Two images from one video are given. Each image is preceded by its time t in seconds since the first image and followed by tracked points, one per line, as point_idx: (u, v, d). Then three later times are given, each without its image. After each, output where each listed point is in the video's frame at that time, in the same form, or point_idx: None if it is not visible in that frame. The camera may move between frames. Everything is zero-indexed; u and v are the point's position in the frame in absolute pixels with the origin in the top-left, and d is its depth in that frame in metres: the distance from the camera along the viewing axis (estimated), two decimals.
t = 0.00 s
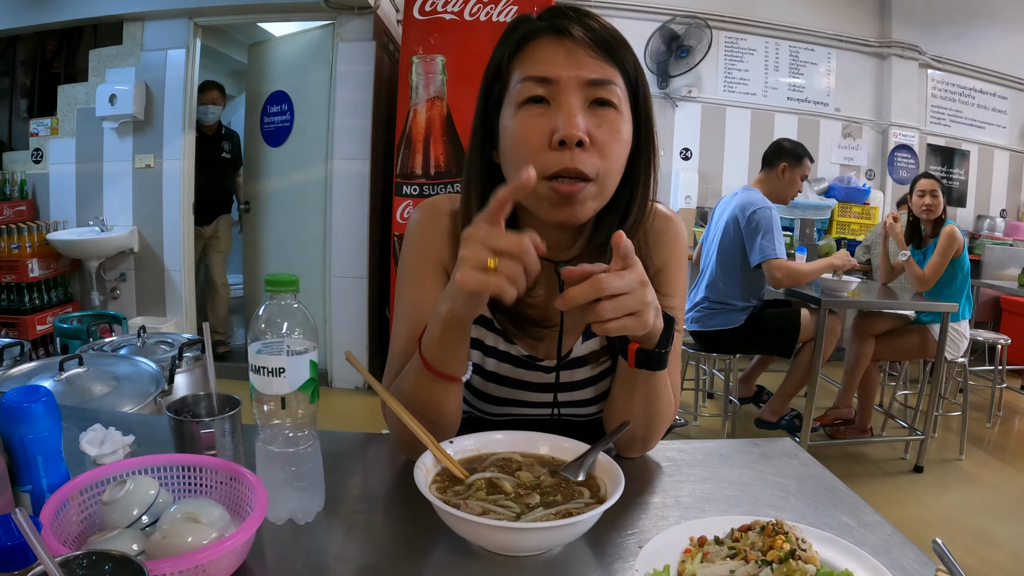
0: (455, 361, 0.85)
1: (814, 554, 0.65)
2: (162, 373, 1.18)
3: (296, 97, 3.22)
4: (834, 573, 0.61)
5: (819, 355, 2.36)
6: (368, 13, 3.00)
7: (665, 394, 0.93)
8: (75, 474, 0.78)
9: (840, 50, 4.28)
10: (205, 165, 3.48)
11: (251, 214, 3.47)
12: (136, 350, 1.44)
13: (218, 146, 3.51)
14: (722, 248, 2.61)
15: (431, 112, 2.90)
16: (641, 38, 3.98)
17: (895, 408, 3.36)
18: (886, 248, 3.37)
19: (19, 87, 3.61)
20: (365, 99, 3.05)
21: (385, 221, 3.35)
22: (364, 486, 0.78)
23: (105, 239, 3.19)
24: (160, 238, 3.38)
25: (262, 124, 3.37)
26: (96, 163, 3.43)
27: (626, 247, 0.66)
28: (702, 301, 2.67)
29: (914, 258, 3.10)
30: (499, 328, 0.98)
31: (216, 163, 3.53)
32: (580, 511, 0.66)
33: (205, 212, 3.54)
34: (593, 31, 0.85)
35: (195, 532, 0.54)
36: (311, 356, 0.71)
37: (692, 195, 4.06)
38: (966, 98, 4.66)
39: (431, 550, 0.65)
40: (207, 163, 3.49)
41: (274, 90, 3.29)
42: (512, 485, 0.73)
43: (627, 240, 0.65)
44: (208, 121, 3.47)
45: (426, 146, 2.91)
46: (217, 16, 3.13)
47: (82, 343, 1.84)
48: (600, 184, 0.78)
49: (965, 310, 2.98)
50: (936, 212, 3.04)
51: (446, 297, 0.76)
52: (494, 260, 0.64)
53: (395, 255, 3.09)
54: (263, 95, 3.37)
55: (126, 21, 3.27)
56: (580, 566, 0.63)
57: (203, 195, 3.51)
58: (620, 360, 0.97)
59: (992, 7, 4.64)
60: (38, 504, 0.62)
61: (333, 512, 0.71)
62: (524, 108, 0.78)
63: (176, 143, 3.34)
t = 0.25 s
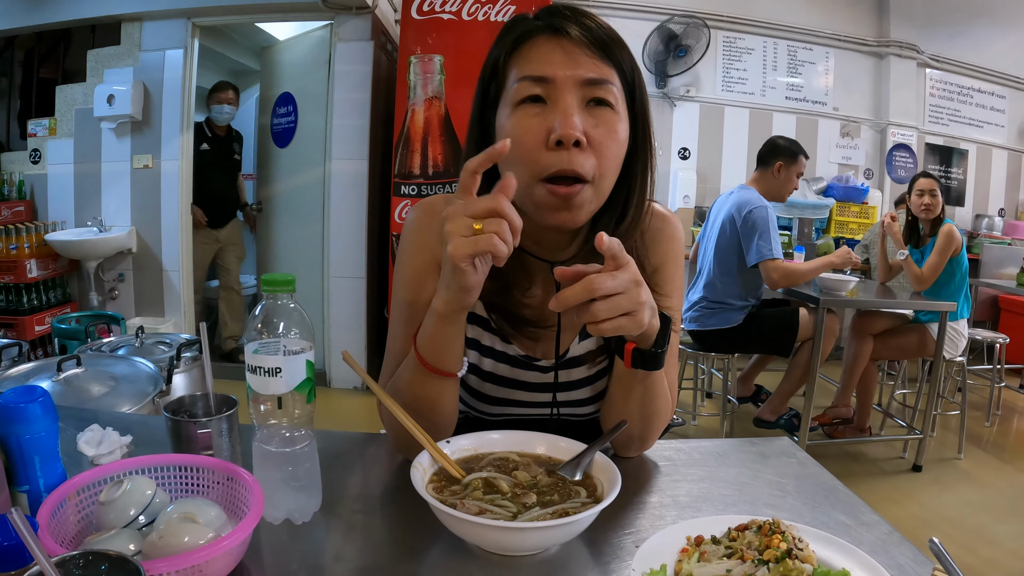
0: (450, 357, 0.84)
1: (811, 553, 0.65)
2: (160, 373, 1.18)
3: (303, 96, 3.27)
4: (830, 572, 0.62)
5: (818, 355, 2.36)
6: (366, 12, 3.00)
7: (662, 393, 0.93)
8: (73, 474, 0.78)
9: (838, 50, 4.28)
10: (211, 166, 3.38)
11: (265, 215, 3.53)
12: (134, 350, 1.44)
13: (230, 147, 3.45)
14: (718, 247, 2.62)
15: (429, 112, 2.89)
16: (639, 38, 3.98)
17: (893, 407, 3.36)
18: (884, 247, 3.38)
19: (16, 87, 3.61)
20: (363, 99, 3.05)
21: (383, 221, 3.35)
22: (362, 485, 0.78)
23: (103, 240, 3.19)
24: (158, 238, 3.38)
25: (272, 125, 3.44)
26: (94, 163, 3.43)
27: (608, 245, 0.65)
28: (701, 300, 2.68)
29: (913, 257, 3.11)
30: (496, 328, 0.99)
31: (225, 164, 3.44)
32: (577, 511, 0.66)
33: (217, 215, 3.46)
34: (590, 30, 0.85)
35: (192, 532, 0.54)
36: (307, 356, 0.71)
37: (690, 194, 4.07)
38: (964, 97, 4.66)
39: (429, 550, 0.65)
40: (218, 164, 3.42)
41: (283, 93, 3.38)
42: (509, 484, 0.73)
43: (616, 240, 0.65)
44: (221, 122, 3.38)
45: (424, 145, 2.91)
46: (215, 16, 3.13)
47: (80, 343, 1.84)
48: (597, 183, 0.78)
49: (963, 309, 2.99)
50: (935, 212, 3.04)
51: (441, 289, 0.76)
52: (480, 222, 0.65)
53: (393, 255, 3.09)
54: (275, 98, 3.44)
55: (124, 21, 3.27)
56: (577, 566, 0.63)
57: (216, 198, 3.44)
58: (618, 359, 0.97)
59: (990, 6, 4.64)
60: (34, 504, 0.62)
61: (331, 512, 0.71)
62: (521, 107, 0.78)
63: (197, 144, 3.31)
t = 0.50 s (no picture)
0: (450, 358, 0.85)
1: (811, 553, 0.65)
2: (159, 373, 1.18)
3: (304, 96, 3.29)
4: (831, 572, 0.62)
5: (818, 355, 2.36)
6: (366, 12, 3.00)
7: (662, 393, 0.93)
8: (72, 475, 0.78)
9: (838, 49, 4.28)
10: (219, 165, 3.44)
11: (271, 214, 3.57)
12: (133, 349, 1.44)
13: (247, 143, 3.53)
14: (717, 247, 2.62)
15: (429, 111, 2.89)
16: (639, 37, 3.98)
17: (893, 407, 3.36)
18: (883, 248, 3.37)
19: (16, 87, 3.61)
20: (363, 98, 3.05)
21: (383, 220, 3.36)
22: (362, 485, 0.78)
23: (103, 239, 3.19)
24: (157, 238, 3.38)
25: (276, 125, 3.47)
26: (94, 163, 3.43)
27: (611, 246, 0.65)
28: (700, 301, 2.68)
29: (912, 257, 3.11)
30: (497, 328, 0.99)
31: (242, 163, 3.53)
32: (577, 511, 0.66)
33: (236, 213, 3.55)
34: (588, 32, 0.84)
35: (192, 532, 0.54)
36: (307, 356, 0.71)
37: (690, 194, 4.07)
38: (964, 97, 4.67)
39: (429, 550, 0.65)
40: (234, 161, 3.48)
41: (286, 93, 3.40)
42: (509, 484, 0.73)
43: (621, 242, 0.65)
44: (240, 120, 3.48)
45: (424, 145, 2.91)
46: (215, 16, 3.13)
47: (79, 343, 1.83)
48: (596, 190, 0.78)
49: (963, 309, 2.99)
50: (930, 213, 3.05)
51: (440, 292, 0.77)
52: (482, 234, 0.64)
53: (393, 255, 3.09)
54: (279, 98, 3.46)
55: (124, 21, 3.27)
56: (577, 566, 0.63)
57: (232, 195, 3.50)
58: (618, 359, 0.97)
59: (991, 6, 4.63)
60: (34, 504, 0.62)
61: (330, 512, 0.71)
62: (520, 113, 0.79)
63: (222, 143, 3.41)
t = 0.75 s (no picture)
0: (437, 357, 0.86)
1: (807, 551, 0.65)
2: (157, 372, 1.18)
3: (302, 96, 3.29)
4: (827, 570, 0.62)
5: (815, 353, 2.37)
6: (363, 11, 3.00)
7: (660, 391, 0.93)
8: (70, 474, 0.78)
9: (836, 48, 4.28)
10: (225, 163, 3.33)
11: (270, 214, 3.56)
12: (131, 349, 1.44)
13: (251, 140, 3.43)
14: (714, 246, 2.62)
15: (427, 110, 2.88)
16: (637, 36, 3.98)
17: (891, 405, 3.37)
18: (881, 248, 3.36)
19: (12, 86, 3.60)
20: (362, 97, 3.05)
21: (382, 220, 3.36)
22: (360, 484, 0.78)
23: (101, 239, 3.19)
24: (155, 238, 3.38)
25: (275, 124, 3.47)
26: (91, 162, 3.43)
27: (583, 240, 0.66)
28: (697, 299, 2.67)
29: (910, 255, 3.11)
30: (494, 326, 0.98)
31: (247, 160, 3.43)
32: (573, 509, 0.66)
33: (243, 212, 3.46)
34: (582, 27, 0.85)
35: (187, 530, 0.54)
36: (303, 354, 0.71)
37: (689, 193, 4.07)
38: (962, 95, 4.67)
39: (426, 549, 0.65)
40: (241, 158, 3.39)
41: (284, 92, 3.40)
42: (505, 482, 0.73)
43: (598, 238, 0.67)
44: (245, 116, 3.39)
45: (422, 144, 2.91)
46: (212, 15, 3.12)
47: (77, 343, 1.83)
48: (591, 178, 0.77)
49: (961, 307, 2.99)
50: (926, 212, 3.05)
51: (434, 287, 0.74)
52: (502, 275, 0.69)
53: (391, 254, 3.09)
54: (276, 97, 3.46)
55: (121, 20, 3.26)
56: (573, 564, 0.63)
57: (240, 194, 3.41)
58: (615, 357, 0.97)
59: (989, 5, 4.64)
60: (31, 503, 0.62)
61: (328, 511, 0.71)
62: (513, 104, 0.79)
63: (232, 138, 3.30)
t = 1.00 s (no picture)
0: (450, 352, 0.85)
1: (806, 550, 0.65)
2: (157, 373, 1.18)
3: (301, 96, 3.30)
4: (825, 570, 0.62)
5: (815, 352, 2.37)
6: (362, 12, 3.00)
7: (656, 390, 0.93)
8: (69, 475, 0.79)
9: (835, 48, 4.28)
10: (227, 164, 3.26)
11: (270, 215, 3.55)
12: (131, 350, 1.44)
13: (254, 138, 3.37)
14: (714, 245, 2.62)
15: (426, 110, 2.89)
16: (637, 36, 3.98)
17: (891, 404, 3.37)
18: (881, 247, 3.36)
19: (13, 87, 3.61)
20: (361, 98, 3.05)
21: (381, 220, 3.36)
22: (360, 483, 0.79)
23: (100, 240, 3.19)
24: (155, 238, 3.38)
25: (275, 125, 3.47)
26: (91, 163, 3.43)
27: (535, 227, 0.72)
28: (698, 298, 2.67)
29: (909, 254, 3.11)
30: (491, 324, 0.99)
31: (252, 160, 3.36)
32: (571, 508, 0.66)
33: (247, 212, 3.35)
34: (576, 24, 0.85)
35: (185, 530, 0.54)
36: (301, 353, 0.71)
37: (688, 192, 4.07)
38: (961, 95, 4.67)
39: (424, 548, 0.65)
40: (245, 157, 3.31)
41: (284, 92, 3.41)
42: (503, 481, 0.73)
43: (552, 223, 0.71)
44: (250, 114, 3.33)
45: (421, 144, 2.91)
46: (212, 16, 3.13)
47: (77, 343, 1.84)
48: (586, 173, 0.77)
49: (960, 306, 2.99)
50: (925, 210, 3.05)
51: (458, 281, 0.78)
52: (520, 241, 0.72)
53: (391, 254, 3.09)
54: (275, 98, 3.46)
55: (121, 21, 3.27)
56: (571, 563, 0.63)
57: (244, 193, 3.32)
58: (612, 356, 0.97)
59: (989, 4, 4.64)
60: (29, 502, 0.63)
61: (326, 510, 0.72)
62: (509, 101, 0.79)
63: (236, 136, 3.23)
